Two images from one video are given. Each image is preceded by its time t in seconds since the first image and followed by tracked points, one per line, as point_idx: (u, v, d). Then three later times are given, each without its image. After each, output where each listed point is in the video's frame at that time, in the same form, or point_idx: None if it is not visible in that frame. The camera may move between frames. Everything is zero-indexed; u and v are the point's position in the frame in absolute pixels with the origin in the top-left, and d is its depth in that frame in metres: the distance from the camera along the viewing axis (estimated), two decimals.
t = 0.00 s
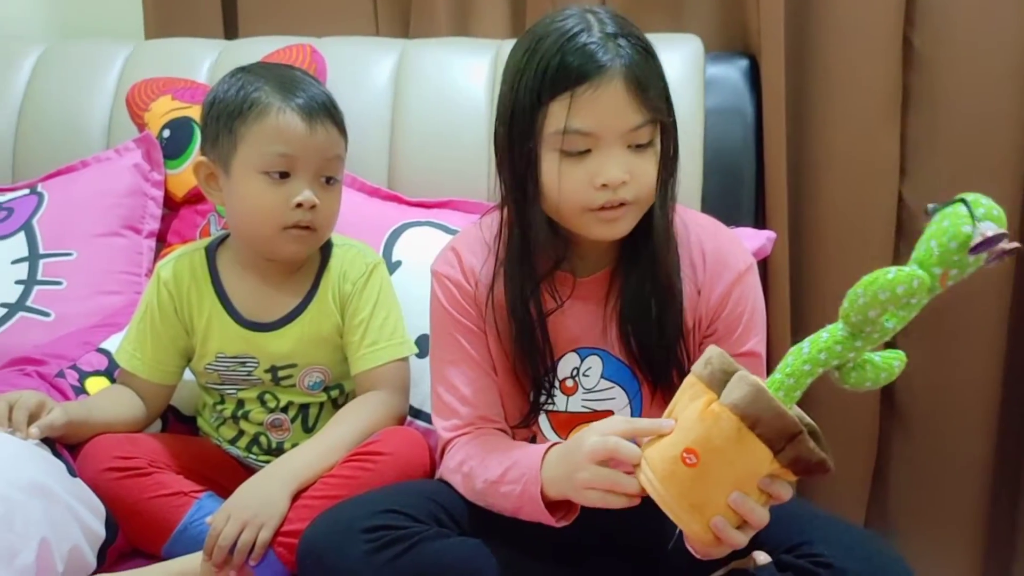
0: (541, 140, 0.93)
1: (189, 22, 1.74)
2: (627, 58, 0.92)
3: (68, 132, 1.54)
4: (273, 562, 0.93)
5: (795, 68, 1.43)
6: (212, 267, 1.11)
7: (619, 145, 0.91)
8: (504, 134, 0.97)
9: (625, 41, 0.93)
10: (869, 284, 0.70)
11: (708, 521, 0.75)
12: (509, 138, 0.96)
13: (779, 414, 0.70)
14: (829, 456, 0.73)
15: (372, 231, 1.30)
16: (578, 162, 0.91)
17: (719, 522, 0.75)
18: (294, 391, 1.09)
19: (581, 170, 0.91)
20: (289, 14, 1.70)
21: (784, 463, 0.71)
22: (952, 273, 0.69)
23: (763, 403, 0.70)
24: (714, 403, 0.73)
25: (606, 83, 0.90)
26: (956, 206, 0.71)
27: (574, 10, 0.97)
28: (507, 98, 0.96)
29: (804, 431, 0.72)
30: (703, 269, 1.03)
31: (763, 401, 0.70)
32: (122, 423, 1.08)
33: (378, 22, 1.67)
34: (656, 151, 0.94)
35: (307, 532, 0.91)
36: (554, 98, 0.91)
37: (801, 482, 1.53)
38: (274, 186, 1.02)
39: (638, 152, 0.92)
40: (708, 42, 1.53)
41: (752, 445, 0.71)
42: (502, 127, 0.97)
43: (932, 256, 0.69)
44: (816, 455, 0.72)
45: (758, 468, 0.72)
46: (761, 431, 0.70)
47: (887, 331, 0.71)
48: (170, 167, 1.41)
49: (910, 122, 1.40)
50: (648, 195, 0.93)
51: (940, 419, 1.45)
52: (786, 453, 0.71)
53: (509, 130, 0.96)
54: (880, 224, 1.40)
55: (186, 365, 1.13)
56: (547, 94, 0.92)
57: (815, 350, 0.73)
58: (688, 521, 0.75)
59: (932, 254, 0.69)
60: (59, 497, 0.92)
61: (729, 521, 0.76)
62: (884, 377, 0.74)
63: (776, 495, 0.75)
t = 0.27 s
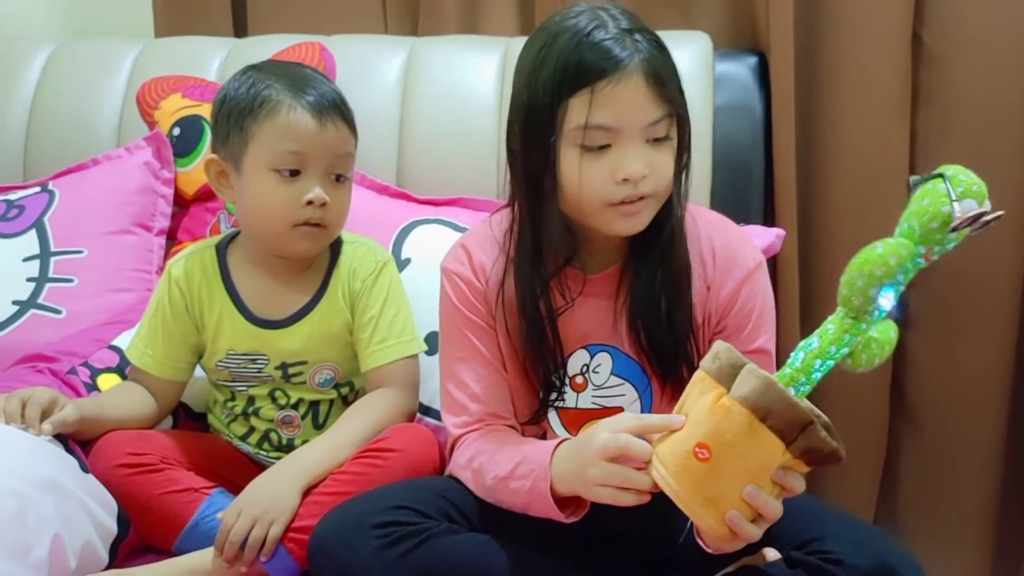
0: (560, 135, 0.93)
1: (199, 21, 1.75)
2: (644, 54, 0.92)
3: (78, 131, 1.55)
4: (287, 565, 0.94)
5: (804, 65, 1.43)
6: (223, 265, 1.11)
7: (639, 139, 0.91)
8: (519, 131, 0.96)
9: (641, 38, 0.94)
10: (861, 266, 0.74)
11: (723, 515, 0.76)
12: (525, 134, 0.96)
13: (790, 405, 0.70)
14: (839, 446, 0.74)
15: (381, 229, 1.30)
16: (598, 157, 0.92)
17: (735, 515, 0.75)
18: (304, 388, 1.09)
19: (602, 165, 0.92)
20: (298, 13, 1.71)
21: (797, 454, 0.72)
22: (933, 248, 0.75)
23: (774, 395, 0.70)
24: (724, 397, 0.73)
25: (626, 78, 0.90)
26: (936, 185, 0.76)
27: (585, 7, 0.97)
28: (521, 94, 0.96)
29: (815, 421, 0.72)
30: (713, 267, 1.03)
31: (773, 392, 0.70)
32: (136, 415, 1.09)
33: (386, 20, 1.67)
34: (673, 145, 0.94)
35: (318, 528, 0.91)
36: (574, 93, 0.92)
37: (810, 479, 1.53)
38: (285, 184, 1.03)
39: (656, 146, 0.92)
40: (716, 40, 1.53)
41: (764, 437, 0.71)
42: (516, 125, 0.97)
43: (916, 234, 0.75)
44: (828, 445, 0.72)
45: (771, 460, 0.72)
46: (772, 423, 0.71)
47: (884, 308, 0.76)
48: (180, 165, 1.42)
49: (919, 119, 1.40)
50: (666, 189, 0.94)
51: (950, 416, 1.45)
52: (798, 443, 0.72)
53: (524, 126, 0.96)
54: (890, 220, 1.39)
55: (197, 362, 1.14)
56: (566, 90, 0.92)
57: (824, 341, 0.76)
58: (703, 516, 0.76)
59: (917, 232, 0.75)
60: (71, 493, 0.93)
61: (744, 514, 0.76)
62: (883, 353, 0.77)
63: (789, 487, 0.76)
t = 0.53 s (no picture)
0: (575, 132, 0.94)
1: (209, 21, 1.76)
2: (658, 51, 0.93)
3: (90, 131, 1.56)
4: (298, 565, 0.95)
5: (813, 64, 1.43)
6: (234, 263, 1.13)
7: (653, 136, 0.91)
8: (534, 128, 0.97)
9: (655, 36, 0.94)
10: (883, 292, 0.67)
11: (727, 515, 0.76)
12: (539, 131, 0.96)
13: (797, 410, 0.70)
14: (847, 449, 0.73)
15: (390, 228, 1.31)
16: (613, 152, 0.92)
17: (739, 516, 0.76)
18: (314, 385, 1.10)
19: (617, 160, 0.92)
20: (308, 13, 1.72)
21: (803, 458, 0.72)
22: (988, 297, 0.64)
23: (780, 399, 0.70)
24: (732, 399, 0.73)
25: (642, 75, 0.91)
26: None
27: (598, 6, 0.98)
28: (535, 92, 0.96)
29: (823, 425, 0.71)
30: (723, 266, 1.03)
31: (780, 397, 0.70)
32: (146, 415, 1.10)
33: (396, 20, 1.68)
34: (686, 142, 0.95)
35: (327, 525, 0.92)
36: (591, 89, 0.92)
37: (818, 478, 1.54)
38: (297, 182, 1.04)
39: (670, 143, 0.93)
40: (725, 40, 1.53)
41: (770, 440, 0.71)
42: (531, 122, 0.97)
43: (976, 276, 0.64)
44: (835, 450, 0.71)
45: (777, 463, 0.72)
46: (779, 427, 0.70)
47: (906, 337, 0.67)
48: (190, 164, 1.43)
49: (928, 118, 1.40)
50: (679, 185, 0.94)
51: (959, 416, 1.45)
52: (804, 448, 0.71)
53: (538, 122, 0.96)
54: (898, 219, 1.39)
55: (208, 360, 1.15)
56: (582, 86, 0.92)
57: (838, 356, 0.71)
58: (708, 516, 0.76)
59: (981, 273, 0.64)
60: (83, 489, 0.93)
61: (748, 514, 0.76)
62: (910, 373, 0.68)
63: (794, 488, 0.76)
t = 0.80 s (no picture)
0: (570, 125, 0.95)
1: (214, 22, 1.76)
2: (657, 48, 0.93)
3: (95, 131, 1.56)
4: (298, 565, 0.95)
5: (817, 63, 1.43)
6: (237, 262, 1.13)
7: (648, 130, 0.92)
8: (533, 123, 0.97)
9: (655, 33, 0.95)
10: (814, 237, 0.75)
11: (738, 502, 0.77)
12: (538, 126, 0.97)
13: (786, 381, 0.72)
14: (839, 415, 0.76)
15: (394, 227, 1.31)
16: (609, 146, 0.93)
17: (749, 499, 0.77)
18: (317, 384, 1.10)
19: (612, 154, 0.92)
20: (312, 13, 1.72)
21: (800, 429, 0.74)
22: (887, 206, 0.76)
23: (768, 372, 0.72)
24: (721, 383, 0.75)
25: (637, 70, 0.92)
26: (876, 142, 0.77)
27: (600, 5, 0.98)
28: (536, 90, 0.97)
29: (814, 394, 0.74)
30: (726, 265, 1.03)
31: (768, 371, 0.72)
32: (150, 414, 1.10)
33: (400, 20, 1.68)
34: (684, 139, 0.95)
35: (330, 524, 0.92)
36: (586, 83, 0.93)
37: (822, 478, 1.54)
38: (303, 181, 1.04)
39: (666, 139, 0.93)
40: (729, 39, 1.53)
41: (766, 417, 0.73)
42: (530, 118, 0.98)
43: (870, 195, 0.75)
44: (829, 415, 0.74)
45: (776, 439, 0.74)
46: (772, 402, 0.73)
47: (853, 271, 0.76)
48: (195, 164, 1.43)
49: (932, 117, 1.39)
50: (676, 182, 0.94)
51: (963, 415, 1.44)
52: (799, 419, 0.74)
53: (537, 117, 0.97)
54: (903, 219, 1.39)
55: (212, 359, 1.15)
56: (579, 80, 0.93)
57: (808, 317, 0.76)
58: (720, 504, 0.77)
59: (870, 191, 0.75)
60: (88, 487, 0.94)
61: (758, 498, 0.77)
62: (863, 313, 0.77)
63: (796, 464, 0.77)
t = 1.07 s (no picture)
0: (563, 117, 0.96)
1: (217, 22, 1.76)
2: (654, 43, 0.94)
3: (99, 131, 1.57)
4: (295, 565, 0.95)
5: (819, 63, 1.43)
6: (241, 262, 1.13)
7: (639, 123, 0.93)
8: (530, 117, 0.99)
9: (654, 30, 0.96)
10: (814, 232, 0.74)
11: (738, 494, 0.76)
12: (534, 121, 0.98)
13: (775, 371, 0.71)
14: (835, 398, 0.74)
15: (397, 227, 1.31)
16: (600, 137, 0.93)
17: (750, 491, 0.76)
18: (321, 384, 1.10)
19: (603, 145, 0.93)
20: (315, 14, 1.72)
21: (795, 417, 0.73)
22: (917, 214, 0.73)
23: (755, 364, 0.72)
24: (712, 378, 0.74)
25: (631, 62, 0.92)
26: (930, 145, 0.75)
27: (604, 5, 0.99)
28: (537, 88, 0.98)
29: (806, 380, 0.73)
30: (727, 267, 1.04)
31: (755, 362, 0.72)
32: (152, 411, 1.10)
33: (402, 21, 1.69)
34: (679, 134, 0.95)
35: (333, 522, 0.93)
36: (579, 75, 0.94)
37: (825, 477, 1.54)
38: (308, 181, 1.05)
39: (659, 133, 0.94)
40: (732, 39, 1.53)
41: (759, 409, 0.72)
42: (528, 113, 0.99)
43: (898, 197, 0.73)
44: (823, 400, 0.73)
45: (771, 429, 0.73)
46: (762, 393, 0.72)
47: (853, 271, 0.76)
48: (198, 164, 1.43)
49: (935, 117, 1.39)
50: (670, 176, 0.94)
51: (966, 415, 1.44)
52: (793, 407, 0.73)
53: (534, 112, 0.98)
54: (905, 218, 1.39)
55: (215, 358, 1.16)
56: (572, 72, 0.94)
57: (800, 313, 0.77)
58: (720, 499, 0.76)
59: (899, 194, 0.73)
60: (91, 486, 0.94)
61: (759, 489, 0.77)
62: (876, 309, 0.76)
63: (797, 452, 0.76)
